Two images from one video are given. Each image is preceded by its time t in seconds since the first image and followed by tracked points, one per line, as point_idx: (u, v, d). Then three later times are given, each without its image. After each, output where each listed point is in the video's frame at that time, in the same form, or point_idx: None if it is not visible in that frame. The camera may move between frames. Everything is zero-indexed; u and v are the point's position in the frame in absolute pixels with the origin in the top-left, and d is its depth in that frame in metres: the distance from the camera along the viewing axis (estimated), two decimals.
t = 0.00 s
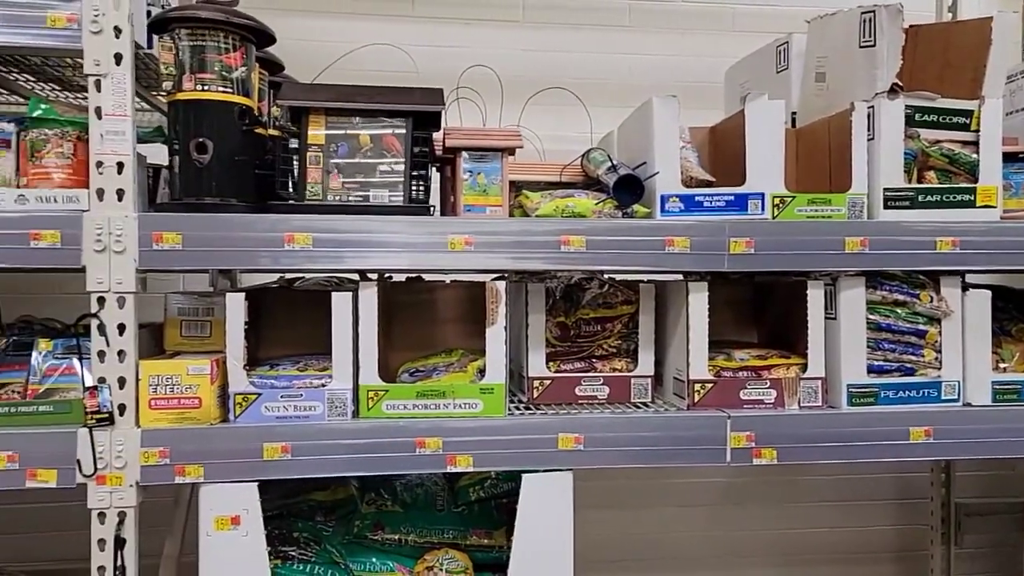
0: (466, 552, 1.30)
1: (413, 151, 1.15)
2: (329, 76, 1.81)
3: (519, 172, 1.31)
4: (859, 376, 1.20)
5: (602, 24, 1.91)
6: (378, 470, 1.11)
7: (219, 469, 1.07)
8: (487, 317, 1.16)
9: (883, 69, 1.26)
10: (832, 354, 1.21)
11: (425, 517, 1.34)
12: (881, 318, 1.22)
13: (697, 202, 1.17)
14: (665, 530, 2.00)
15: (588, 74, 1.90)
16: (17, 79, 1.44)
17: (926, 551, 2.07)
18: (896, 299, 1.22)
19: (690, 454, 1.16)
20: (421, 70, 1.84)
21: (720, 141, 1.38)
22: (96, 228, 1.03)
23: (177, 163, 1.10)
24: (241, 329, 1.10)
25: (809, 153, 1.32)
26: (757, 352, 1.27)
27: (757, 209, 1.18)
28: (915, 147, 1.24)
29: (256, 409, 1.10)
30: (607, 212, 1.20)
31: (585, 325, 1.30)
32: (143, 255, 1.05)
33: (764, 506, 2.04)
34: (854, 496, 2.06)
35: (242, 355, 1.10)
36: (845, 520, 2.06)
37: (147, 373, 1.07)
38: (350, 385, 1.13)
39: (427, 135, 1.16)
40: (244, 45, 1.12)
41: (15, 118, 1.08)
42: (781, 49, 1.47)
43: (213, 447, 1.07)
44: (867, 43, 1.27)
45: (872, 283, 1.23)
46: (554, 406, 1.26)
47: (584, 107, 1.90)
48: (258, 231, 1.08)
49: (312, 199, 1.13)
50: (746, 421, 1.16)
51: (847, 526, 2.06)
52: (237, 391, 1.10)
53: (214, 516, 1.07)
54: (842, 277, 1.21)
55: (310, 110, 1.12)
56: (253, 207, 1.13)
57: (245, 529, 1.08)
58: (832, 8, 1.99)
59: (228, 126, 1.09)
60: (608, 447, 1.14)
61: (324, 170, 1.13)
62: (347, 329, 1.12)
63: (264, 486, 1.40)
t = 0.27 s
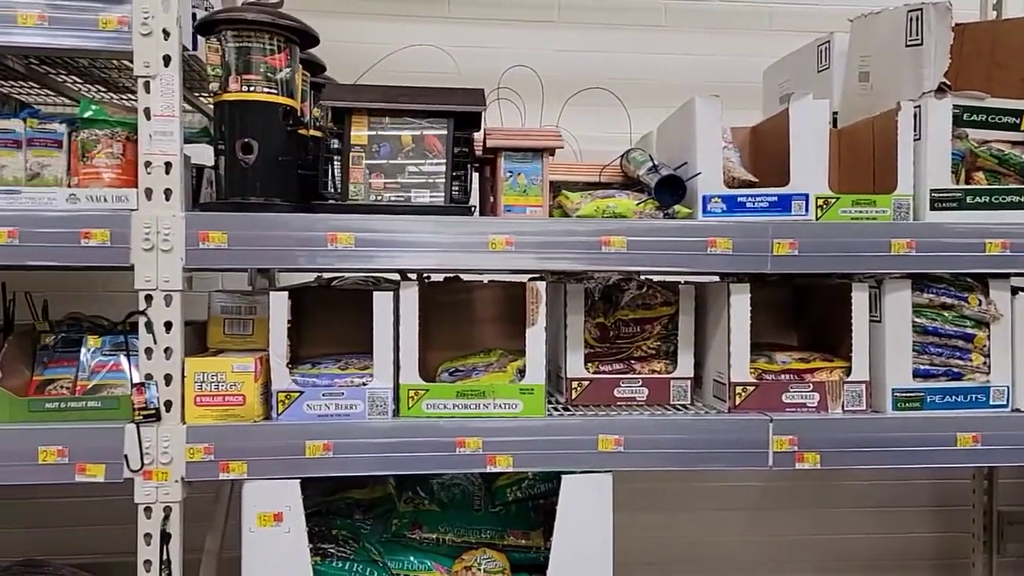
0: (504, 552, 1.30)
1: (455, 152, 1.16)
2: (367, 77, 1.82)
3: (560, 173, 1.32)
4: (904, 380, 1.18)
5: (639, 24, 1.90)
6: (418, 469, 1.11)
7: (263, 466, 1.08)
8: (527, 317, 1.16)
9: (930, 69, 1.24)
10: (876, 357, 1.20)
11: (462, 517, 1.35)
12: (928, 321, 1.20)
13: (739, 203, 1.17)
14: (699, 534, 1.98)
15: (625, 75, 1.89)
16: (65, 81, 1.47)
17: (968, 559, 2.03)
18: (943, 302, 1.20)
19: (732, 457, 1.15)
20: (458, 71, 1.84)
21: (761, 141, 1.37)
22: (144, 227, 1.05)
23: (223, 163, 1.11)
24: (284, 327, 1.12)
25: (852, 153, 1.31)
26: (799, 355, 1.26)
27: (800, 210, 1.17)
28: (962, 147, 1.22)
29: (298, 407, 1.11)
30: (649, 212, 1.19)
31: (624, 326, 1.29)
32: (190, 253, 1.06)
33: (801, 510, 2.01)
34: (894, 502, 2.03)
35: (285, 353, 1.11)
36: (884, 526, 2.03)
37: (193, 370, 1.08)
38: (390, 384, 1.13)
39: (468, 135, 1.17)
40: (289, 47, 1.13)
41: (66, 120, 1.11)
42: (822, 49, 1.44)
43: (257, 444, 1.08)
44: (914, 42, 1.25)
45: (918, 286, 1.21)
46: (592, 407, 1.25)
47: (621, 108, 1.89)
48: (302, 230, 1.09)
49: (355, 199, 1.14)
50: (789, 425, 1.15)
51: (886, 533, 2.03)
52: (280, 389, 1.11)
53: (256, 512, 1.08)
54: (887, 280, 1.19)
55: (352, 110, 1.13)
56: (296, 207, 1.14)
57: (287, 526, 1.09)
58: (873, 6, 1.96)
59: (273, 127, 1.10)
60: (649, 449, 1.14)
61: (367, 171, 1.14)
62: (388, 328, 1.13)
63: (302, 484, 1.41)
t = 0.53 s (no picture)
0: (540, 554, 1.30)
1: (495, 152, 1.16)
2: (402, 77, 1.82)
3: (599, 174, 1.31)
4: (950, 385, 1.16)
5: (675, 24, 1.89)
6: (457, 469, 1.11)
7: (303, 464, 1.09)
8: (566, 318, 1.16)
9: (977, 68, 1.20)
10: (921, 361, 1.18)
11: (498, 517, 1.34)
12: (974, 326, 1.18)
13: (782, 204, 1.16)
14: (732, 538, 1.96)
15: (660, 75, 1.88)
16: (108, 82, 1.49)
17: (1008, 568, 1.99)
18: (990, 306, 1.18)
19: (773, 461, 1.14)
20: (493, 71, 1.84)
21: (802, 142, 1.35)
22: (189, 226, 1.06)
23: (266, 163, 1.12)
24: (325, 327, 1.12)
25: (895, 155, 1.29)
26: (841, 358, 1.24)
27: (844, 212, 1.16)
28: (1011, 148, 1.20)
29: (338, 406, 1.12)
30: (689, 214, 1.18)
31: (662, 328, 1.28)
32: (233, 253, 1.07)
33: (835, 516, 1.99)
34: (932, 509, 2.00)
35: (325, 352, 1.12)
36: (921, 533, 2.00)
37: (235, 368, 1.09)
38: (429, 384, 1.14)
39: (507, 135, 1.17)
40: (331, 48, 1.14)
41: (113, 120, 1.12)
42: (864, 48, 1.42)
43: (298, 442, 1.09)
44: (961, 42, 1.22)
45: (964, 290, 1.19)
46: (629, 409, 1.25)
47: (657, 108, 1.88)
48: (344, 230, 1.09)
49: (395, 199, 1.14)
50: (832, 429, 1.13)
51: (923, 540, 2.00)
52: (321, 387, 1.12)
53: (297, 510, 1.09)
54: (932, 283, 1.17)
55: (393, 111, 1.13)
56: (337, 207, 1.15)
57: (327, 524, 1.10)
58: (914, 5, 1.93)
59: (315, 127, 1.11)
60: (689, 453, 1.13)
61: (408, 171, 1.15)
62: (427, 328, 1.13)
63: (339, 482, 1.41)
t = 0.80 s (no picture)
0: (572, 556, 1.29)
1: (530, 153, 1.16)
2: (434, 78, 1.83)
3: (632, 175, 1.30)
4: (993, 391, 1.14)
5: (708, 25, 1.87)
6: (491, 470, 1.11)
7: (339, 463, 1.09)
8: (601, 320, 1.15)
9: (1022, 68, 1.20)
10: (963, 366, 1.16)
11: (529, 519, 1.34)
12: (1017, 330, 1.17)
13: (821, 206, 1.14)
14: (764, 543, 1.94)
15: (693, 76, 1.87)
16: (147, 84, 1.52)
17: None
18: None
19: (810, 466, 1.12)
20: (525, 73, 1.84)
21: (840, 142, 1.34)
22: (228, 226, 1.07)
23: (303, 164, 1.13)
24: (360, 327, 1.13)
25: (935, 155, 1.28)
26: (880, 362, 1.22)
27: (885, 214, 1.14)
28: None
29: (373, 406, 1.13)
30: (726, 215, 1.17)
31: (697, 330, 1.27)
32: (271, 253, 1.09)
33: (869, 522, 1.96)
34: (969, 516, 1.96)
35: (361, 352, 1.13)
36: (958, 541, 1.96)
37: (272, 367, 1.10)
38: (463, 385, 1.14)
39: (542, 135, 1.17)
40: (368, 50, 1.14)
41: (154, 122, 1.14)
42: (902, 48, 1.39)
43: (334, 441, 1.10)
44: (1005, 42, 1.21)
45: (1008, 294, 1.18)
46: (663, 412, 1.23)
47: (690, 110, 1.87)
48: (379, 231, 1.10)
49: (429, 200, 1.15)
50: (871, 435, 1.12)
51: (960, 548, 1.96)
52: (356, 387, 1.13)
53: (331, 509, 1.10)
54: (974, 287, 1.15)
55: (429, 112, 1.15)
56: (373, 208, 1.15)
57: (361, 523, 1.10)
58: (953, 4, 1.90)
59: (352, 129, 1.12)
60: (724, 457, 1.12)
61: (443, 172, 1.15)
62: (461, 329, 1.13)
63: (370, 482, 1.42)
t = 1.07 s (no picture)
0: (608, 558, 1.29)
1: (567, 154, 1.16)
2: (468, 80, 1.83)
3: (667, 175, 1.29)
4: None
5: (744, 24, 1.86)
6: (527, 471, 1.11)
7: (375, 462, 1.10)
8: (638, 321, 1.15)
9: None
10: (1010, 370, 1.14)
11: (564, 520, 1.33)
12: None
13: (863, 207, 1.12)
14: (799, 547, 1.92)
15: (729, 76, 1.86)
16: (187, 87, 1.54)
17: None
18: None
19: (852, 470, 1.11)
20: (559, 74, 1.84)
21: (882, 141, 1.32)
22: (268, 227, 1.09)
23: (342, 166, 1.15)
24: (398, 327, 1.14)
25: (980, 154, 1.25)
26: (923, 365, 1.20)
27: (929, 215, 1.12)
28: None
29: (410, 406, 1.13)
30: (766, 216, 1.16)
31: (734, 332, 1.25)
32: (311, 253, 1.10)
33: (908, 527, 1.93)
34: (1012, 523, 1.92)
35: (398, 352, 1.13)
36: (1000, 548, 1.92)
37: (311, 366, 1.12)
38: (499, 385, 1.14)
39: (580, 136, 1.17)
40: (406, 52, 1.15)
41: (197, 125, 1.17)
42: (945, 45, 1.35)
43: (371, 440, 1.10)
44: None
45: None
46: (700, 414, 1.22)
47: (726, 110, 1.86)
48: (417, 232, 1.10)
49: (467, 200, 1.15)
50: (914, 439, 1.10)
51: (1003, 555, 1.92)
52: (393, 387, 1.13)
53: (369, 507, 1.11)
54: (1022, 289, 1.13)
55: (467, 113, 1.15)
56: (410, 209, 1.16)
57: (399, 522, 1.11)
58: None
59: (390, 131, 1.12)
60: (763, 460, 1.11)
61: (481, 173, 1.15)
62: (497, 330, 1.13)
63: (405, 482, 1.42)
